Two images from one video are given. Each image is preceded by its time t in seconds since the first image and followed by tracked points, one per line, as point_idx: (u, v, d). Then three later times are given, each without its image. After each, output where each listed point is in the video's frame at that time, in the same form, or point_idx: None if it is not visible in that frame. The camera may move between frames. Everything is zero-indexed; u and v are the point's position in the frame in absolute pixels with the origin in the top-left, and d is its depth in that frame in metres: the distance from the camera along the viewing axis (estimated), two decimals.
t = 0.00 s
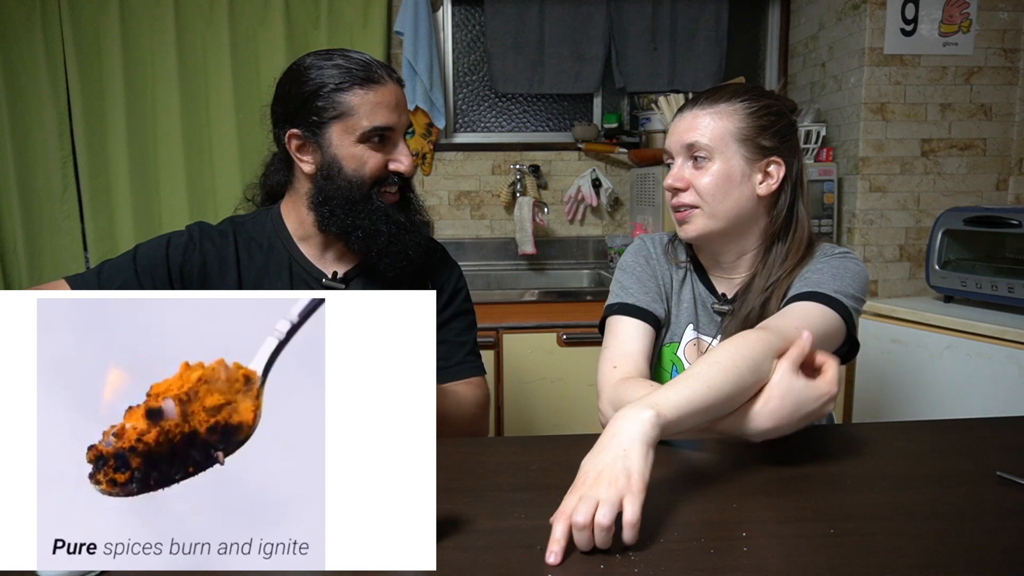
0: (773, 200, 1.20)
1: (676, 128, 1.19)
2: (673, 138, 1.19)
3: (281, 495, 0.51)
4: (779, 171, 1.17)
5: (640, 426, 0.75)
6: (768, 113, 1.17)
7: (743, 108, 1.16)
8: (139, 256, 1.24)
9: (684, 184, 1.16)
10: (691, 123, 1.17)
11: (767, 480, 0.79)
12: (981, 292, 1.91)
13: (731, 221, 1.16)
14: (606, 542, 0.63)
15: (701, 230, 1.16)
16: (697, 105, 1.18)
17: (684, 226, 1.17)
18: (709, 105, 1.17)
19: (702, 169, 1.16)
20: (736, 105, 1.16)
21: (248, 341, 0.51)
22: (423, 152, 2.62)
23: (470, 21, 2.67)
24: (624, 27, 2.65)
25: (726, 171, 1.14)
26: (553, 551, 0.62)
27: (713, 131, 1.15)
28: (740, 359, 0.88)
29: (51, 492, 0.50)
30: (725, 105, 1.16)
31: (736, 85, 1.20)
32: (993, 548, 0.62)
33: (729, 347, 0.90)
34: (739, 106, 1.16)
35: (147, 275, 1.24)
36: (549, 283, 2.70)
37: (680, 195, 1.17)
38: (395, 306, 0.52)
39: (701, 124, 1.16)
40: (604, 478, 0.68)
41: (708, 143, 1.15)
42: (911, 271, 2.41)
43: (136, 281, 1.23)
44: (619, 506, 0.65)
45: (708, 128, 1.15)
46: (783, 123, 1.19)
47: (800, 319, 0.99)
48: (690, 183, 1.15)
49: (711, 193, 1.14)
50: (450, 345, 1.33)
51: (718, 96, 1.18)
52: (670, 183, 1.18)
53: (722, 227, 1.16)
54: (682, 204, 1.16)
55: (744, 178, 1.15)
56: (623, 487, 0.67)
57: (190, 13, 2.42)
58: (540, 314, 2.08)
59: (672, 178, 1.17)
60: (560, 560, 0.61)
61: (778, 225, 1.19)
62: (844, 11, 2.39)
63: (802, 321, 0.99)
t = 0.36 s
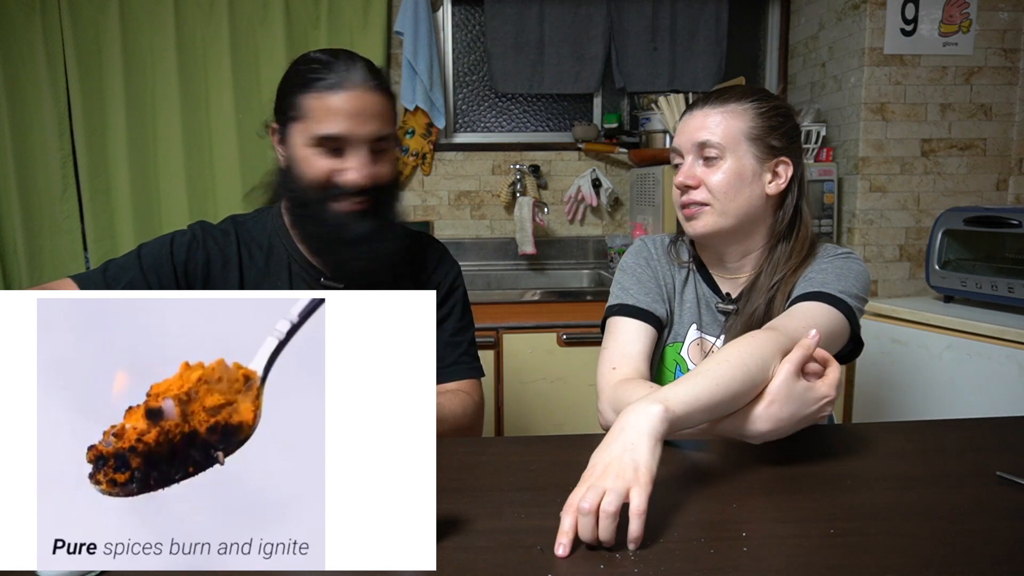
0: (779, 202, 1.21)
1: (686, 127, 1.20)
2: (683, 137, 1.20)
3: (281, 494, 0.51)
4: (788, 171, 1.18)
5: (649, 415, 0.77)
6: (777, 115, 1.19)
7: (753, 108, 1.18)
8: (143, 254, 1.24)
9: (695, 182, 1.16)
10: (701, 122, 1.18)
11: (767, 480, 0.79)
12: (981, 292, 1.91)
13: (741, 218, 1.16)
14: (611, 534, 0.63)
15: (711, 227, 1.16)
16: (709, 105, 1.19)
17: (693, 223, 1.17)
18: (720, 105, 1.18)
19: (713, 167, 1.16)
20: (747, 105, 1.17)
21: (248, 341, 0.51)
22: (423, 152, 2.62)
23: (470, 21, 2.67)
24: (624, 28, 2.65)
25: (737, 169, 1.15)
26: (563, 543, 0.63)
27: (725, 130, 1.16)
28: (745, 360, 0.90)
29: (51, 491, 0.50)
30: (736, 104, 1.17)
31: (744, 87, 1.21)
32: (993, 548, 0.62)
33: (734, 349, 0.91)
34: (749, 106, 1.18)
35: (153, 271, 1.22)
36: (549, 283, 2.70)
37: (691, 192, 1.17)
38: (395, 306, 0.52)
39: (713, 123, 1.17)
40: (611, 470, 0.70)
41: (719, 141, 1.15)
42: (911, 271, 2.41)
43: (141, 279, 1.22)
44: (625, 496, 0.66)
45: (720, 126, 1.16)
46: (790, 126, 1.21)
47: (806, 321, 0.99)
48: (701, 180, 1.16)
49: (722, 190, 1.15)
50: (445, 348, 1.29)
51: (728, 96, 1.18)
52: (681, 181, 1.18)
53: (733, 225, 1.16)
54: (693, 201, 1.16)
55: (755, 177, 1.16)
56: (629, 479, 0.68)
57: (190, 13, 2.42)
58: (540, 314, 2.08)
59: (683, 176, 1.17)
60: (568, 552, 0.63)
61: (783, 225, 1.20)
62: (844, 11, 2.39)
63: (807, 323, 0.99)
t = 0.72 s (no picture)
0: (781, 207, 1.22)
1: (703, 122, 1.17)
2: (700, 132, 1.17)
3: (281, 495, 0.51)
4: (795, 177, 1.20)
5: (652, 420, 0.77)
6: (787, 120, 1.20)
7: (767, 112, 1.18)
8: (145, 254, 1.24)
9: (718, 179, 1.14)
10: (720, 119, 1.16)
11: (767, 481, 0.79)
12: (981, 292, 1.91)
13: (757, 221, 1.15)
14: (610, 538, 0.64)
15: (731, 227, 1.14)
16: (726, 102, 1.17)
17: (710, 223, 1.14)
18: (738, 104, 1.17)
19: (732, 166, 1.15)
20: (762, 107, 1.17)
21: (248, 341, 0.51)
22: (423, 152, 2.62)
23: (470, 21, 2.67)
24: (624, 27, 2.65)
25: (758, 169, 1.14)
26: (560, 544, 0.63)
27: (745, 130, 1.15)
28: (747, 366, 0.89)
29: (51, 491, 0.50)
30: (753, 106, 1.17)
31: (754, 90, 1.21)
32: (993, 548, 0.63)
33: (736, 353, 0.91)
34: (764, 109, 1.18)
35: (156, 272, 1.23)
36: (548, 283, 2.70)
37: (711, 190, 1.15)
38: (395, 306, 0.52)
39: (734, 121, 1.15)
40: (610, 473, 0.70)
41: (741, 140, 1.14)
42: (911, 271, 2.41)
43: (145, 279, 1.22)
44: (624, 498, 0.67)
45: (740, 126, 1.15)
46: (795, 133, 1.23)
47: (806, 324, 0.99)
48: (723, 178, 1.14)
49: (742, 190, 1.14)
50: (444, 351, 1.29)
51: (744, 96, 1.18)
52: (699, 177, 1.15)
53: (751, 227, 1.15)
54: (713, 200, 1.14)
55: (772, 179, 1.16)
56: (628, 482, 0.68)
57: (190, 13, 2.42)
58: (540, 314, 2.08)
59: (704, 172, 1.14)
60: (567, 553, 0.63)
61: (783, 232, 1.19)
62: (844, 11, 2.39)
63: (805, 327, 0.99)
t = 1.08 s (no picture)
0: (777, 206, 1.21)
1: (694, 125, 1.17)
2: (690, 135, 1.17)
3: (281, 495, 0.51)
4: (789, 177, 1.19)
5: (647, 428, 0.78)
6: (781, 119, 1.19)
7: (759, 112, 1.17)
8: (142, 258, 1.25)
9: (706, 183, 1.14)
10: (710, 122, 1.16)
11: (767, 480, 0.79)
12: (981, 292, 1.91)
13: (748, 222, 1.15)
14: (605, 535, 0.64)
15: (722, 229, 1.14)
16: (716, 104, 1.17)
17: (701, 225, 1.15)
18: (727, 106, 1.16)
19: (722, 169, 1.14)
20: (753, 108, 1.17)
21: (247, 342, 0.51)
22: (423, 152, 2.62)
23: (470, 21, 2.67)
24: (624, 27, 2.65)
25: (748, 171, 1.14)
26: (559, 544, 0.64)
27: (735, 132, 1.14)
28: (741, 364, 0.88)
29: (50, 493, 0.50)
30: (743, 107, 1.16)
31: (747, 90, 1.20)
32: (993, 548, 0.63)
33: (729, 351, 0.90)
34: (755, 110, 1.17)
35: (154, 275, 1.23)
36: (548, 283, 2.70)
37: (700, 193, 1.15)
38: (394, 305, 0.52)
39: (724, 123, 1.15)
40: (599, 470, 0.71)
41: (730, 142, 1.14)
42: (911, 270, 2.41)
43: (142, 283, 1.23)
44: (615, 495, 0.68)
45: (729, 128, 1.15)
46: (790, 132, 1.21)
47: (800, 324, 0.99)
48: (712, 181, 1.14)
49: (732, 193, 1.13)
50: (445, 353, 1.29)
51: (735, 97, 1.17)
52: (688, 181, 1.15)
53: (742, 228, 1.15)
54: (702, 203, 1.14)
55: (763, 180, 1.15)
56: (618, 478, 0.70)
57: (190, 13, 2.42)
58: (540, 314, 2.08)
59: (693, 176, 1.14)
60: (567, 553, 0.63)
61: (779, 230, 1.20)
62: (844, 11, 2.39)
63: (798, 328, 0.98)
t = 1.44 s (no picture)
0: (772, 206, 1.22)
1: (688, 128, 1.16)
2: (684, 138, 1.16)
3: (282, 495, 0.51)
4: (784, 177, 1.19)
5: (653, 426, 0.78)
6: (773, 119, 1.19)
7: (752, 114, 1.17)
8: (146, 258, 1.24)
9: (702, 186, 1.14)
10: (704, 125, 1.15)
11: (766, 480, 0.79)
12: (981, 292, 1.91)
13: (745, 223, 1.15)
14: (605, 532, 0.65)
15: (719, 230, 1.14)
16: (709, 106, 1.16)
17: (697, 227, 1.15)
18: (720, 108, 1.16)
19: (717, 172, 1.14)
20: (746, 109, 1.16)
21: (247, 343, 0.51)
22: (423, 152, 2.62)
23: (470, 21, 2.67)
24: (624, 27, 2.65)
25: (743, 173, 1.14)
26: (560, 543, 0.64)
27: (729, 134, 1.14)
28: (745, 368, 0.89)
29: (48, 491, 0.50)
30: (736, 109, 1.16)
31: (739, 91, 1.20)
32: (992, 548, 0.63)
33: (733, 357, 0.91)
34: (748, 111, 1.16)
35: (158, 276, 1.22)
36: (548, 283, 2.71)
37: (696, 197, 1.15)
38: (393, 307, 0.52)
39: (718, 126, 1.14)
40: (602, 469, 0.71)
41: (724, 144, 1.14)
42: (911, 270, 2.41)
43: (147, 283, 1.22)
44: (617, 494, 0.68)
45: (723, 130, 1.14)
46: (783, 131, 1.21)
47: (804, 329, 0.99)
48: (707, 184, 1.14)
49: (728, 195, 1.13)
50: (446, 354, 1.29)
51: (727, 99, 1.17)
52: (684, 184, 1.15)
53: (739, 229, 1.15)
54: (698, 206, 1.14)
55: (758, 182, 1.15)
56: (620, 476, 0.70)
57: (190, 13, 2.42)
58: (540, 314, 2.08)
59: (689, 180, 1.14)
60: (567, 552, 0.63)
61: (776, 229, 1.20)
62: (844, 11, 2.39)
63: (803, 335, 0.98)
